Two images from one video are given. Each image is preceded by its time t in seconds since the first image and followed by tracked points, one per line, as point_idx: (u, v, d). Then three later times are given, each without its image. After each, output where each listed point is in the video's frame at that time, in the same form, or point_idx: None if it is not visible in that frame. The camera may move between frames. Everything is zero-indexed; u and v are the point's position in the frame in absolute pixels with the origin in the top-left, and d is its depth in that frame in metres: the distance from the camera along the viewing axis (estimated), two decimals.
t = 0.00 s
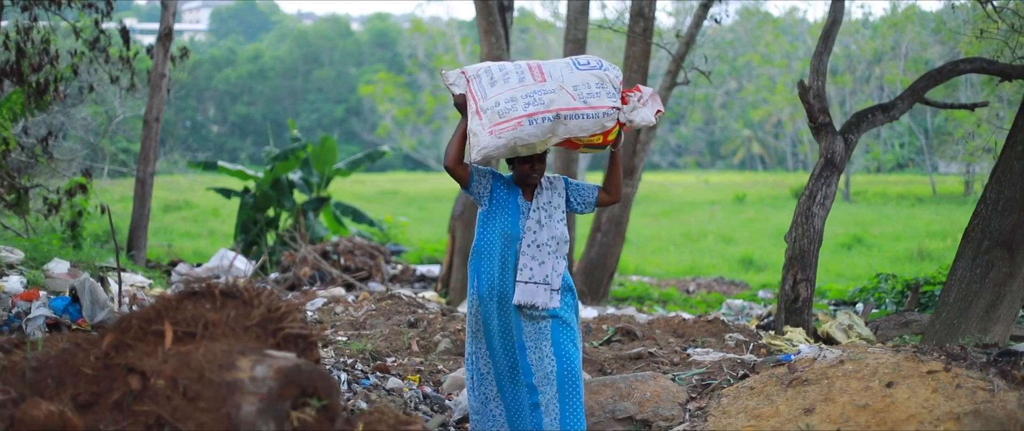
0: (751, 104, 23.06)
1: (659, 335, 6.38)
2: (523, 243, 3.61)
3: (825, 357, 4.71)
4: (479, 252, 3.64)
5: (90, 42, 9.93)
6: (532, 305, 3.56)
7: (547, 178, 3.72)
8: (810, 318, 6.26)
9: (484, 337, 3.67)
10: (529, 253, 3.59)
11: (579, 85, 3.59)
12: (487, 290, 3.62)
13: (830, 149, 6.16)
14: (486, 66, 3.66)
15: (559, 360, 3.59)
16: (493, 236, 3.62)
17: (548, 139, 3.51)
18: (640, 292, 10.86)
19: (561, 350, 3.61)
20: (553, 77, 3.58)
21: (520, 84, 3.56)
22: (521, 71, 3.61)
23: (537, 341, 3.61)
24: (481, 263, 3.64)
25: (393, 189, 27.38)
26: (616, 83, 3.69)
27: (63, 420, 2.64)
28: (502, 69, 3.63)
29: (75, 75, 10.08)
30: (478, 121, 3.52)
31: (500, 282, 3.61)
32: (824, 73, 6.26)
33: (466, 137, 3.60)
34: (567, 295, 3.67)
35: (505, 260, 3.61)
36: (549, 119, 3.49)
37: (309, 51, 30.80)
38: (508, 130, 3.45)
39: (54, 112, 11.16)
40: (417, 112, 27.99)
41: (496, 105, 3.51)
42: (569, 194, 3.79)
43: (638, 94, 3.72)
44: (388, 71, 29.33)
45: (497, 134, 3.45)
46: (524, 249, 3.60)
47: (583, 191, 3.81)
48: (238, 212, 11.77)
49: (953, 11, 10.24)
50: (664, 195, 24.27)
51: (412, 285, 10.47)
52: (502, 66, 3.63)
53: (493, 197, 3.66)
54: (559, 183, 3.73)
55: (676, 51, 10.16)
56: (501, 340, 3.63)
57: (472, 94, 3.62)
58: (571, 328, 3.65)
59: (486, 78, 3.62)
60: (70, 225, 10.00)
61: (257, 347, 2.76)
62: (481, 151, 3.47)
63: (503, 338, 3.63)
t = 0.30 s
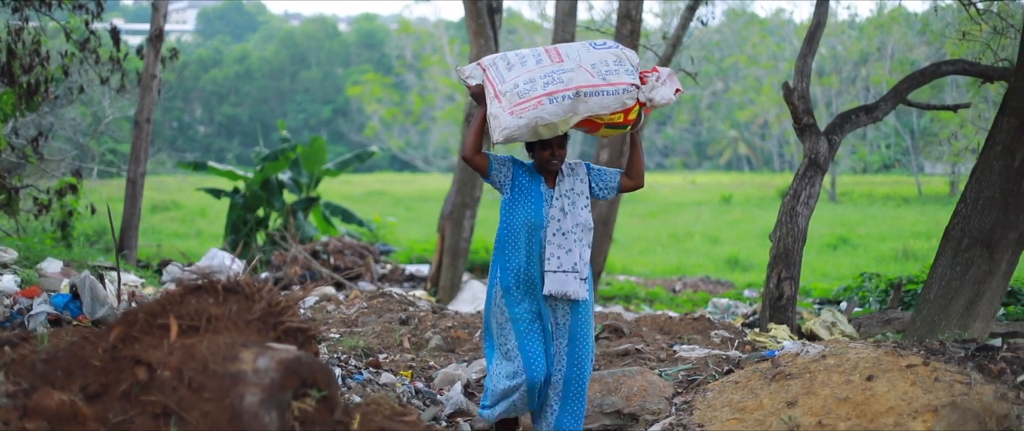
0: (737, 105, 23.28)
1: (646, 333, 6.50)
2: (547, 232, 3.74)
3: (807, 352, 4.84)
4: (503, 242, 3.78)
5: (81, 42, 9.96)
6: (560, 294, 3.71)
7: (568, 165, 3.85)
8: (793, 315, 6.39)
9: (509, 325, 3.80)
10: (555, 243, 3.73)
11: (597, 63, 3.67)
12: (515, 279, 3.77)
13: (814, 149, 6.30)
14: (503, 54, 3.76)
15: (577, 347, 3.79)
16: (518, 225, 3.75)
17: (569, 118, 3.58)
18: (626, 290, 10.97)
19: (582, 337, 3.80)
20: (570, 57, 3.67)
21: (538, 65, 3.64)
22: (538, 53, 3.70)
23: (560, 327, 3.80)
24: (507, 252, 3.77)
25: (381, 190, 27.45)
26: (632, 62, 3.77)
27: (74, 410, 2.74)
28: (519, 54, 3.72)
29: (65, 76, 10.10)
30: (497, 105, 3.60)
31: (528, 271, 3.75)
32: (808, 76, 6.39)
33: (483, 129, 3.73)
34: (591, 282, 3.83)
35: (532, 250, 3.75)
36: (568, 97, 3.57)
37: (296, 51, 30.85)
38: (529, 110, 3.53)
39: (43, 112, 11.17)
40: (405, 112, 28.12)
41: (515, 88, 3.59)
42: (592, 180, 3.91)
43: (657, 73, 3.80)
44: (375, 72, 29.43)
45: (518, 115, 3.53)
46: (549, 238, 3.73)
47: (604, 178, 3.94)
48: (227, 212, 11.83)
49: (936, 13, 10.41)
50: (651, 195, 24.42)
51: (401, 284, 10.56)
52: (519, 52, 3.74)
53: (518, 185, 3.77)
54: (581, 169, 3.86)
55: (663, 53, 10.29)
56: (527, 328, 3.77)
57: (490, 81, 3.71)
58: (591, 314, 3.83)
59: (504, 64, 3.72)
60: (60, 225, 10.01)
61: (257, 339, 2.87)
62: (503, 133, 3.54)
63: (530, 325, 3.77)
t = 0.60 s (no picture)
0: (715, 106, 23.50)
1: (625, 329, 6.63)
2: (552, 226, 3.77)
3: (782, 346, 4.99)
4: (507, 240, 3.78)
5: (63, 43, 9.96)
6: (567, 288, 3.77)
7: (568, 161, 3.89)
8: (769, 312, 6.54)
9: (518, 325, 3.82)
10: (559, 237, 3.76)
11: (587, 52, 3.73)
12: (521, 275, 3.78)
13: (790, 149, 6.44)
14: (495, 52, 3.84)
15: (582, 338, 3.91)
16: (524, 221, 3.76)
17: (560, 107, 3.61)
18: (606, 289, 11.10)
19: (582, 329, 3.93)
20: (559, 49, 3.73)
21: (529, 58, 3.70)
22: (529, 47, 3.76)
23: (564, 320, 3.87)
24: (514, 248, 3.78)
25: (360, 190, 27.46)
26: (625, 52, 3.82)
27: (77, 399, 2.82)
28: (510, 51, 3.79)
29: (48, 76, 10.09)
30: (489, 98, 3.67)
31: (534, 267, 3.77)
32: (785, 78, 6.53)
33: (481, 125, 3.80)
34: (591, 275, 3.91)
35: (538, 245, 3.77)
36: (558, 86, 3.61)
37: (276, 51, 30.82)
38: (519, 99, 3.58)
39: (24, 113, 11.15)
40: (384, 113, 28.12)
41: (506, 80, 3.66)
42: (591, 175, 3.93)
43: (651, 65, 3.87)
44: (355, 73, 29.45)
45: (508, 104, 3.59)
46: (554, 232, 3.76)
47: (603, 174, 3.97)
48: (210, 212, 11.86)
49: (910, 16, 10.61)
50: (630, 196, 24.60)
51: (383, 283, 10.64)
52: (511, 49, 3.81)
53: (521, 182, 3.79)
54: (581, 166, 3.91)
55: (642, 55, 10.43)
56: (540, 327, 3.79)
57: (483, 78, 3.78)
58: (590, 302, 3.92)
59: (496, 61, 3.79)
60: (43, 225, 10.01)
61: (252, 333, 2.99)
62: (495, 122, 3.60)
63: (542, 323, 3.80)
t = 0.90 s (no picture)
0: (691, 107, 23.74)
1: (602, 326, 6.77)
2: (545, 222, 3.74)
3: (754, 341, 5.14)
4: (500, 237, 3.77)
5: (41, 44, 9.96)
6: (560, 284, 3.69)
7: (563, 160, 3.87)
8: (743, 309, 6.70)
9: (507, 325, 3.78)
10: (552, 233, 3.73)
11: (582, 49, 3.75)
12: (512, 272, 3.74)
13: (764, 150, 6.58)
14: (490, 47, 3.84)
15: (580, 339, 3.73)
16: (516, 218, 3.75)
17: (555, 102, 3.62)
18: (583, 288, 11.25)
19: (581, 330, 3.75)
20: (556, 44, 3.74)
21: (525, 53, 3.71)
22: (524, 43, 3.78)
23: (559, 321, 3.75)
24: (506, 246, 3.76)
25: (338, 191, 27.49)
26: (621, 50, 3.86)
27: (79, 388, 2.95)
28: (506, 45, 3.80)
29: (27, 76, 10.08)
30: (484, 91, 3.67)
31: (526, 264, 3.73)
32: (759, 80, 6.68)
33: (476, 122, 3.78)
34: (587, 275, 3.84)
35: (530, 241, 3.74)
36: (553, 81, 3.62)
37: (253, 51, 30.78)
38: (514, 93, 3.59)
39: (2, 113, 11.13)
40: (362, 113, 28.11)
41: (502, 73, 3.66)
42: (585, 173, 3.90)
43: (647, 63, 3.90)
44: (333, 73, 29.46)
45: (503, 98, 3.59)
46: (547, 228, 3.73)
47: (598, 174, 3.92)
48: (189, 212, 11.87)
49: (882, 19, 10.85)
50: (607, 196, 24.79)
51: (362, 281, 10.72)
52: (506, 44, 3.82)
53: (513, 180, 3.79)
54: (576, 164, 3.89)
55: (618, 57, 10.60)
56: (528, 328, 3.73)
57: (479, 73, 3.78)
58: (587, 304, 3.81)
59: (492, 56, 3.79)
60: (22, 225, 10.00)
61: (245, 325, 3.10)
62: (490, 115, 3.60)
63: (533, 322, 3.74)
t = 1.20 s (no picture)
0: (665, 108, 23.97)
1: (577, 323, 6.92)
2: (542, 227, 3.78)
3: (726, 336, 5.30)
4: (500, 241, 3.84)
5: (19, 45, 9.95)
6: (555, 290, 3.75)
7: (564, 165, 3.88)
8: (715, 306, 6.88)
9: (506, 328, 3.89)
10: (549, 238, 3.76)
11: (583, 56, 3.79)
12: (509, 278, 3.82)
13: (736, 150, 6.75)
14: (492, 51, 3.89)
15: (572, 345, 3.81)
16: (513, 224, 3.81)
17: (555, 110, 3.67)
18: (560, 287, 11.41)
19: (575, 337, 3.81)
20: (557, 50, 3.79)
21: (526, 59, 3.76)
22: (526, 48, 3.83)
23: (554, 326, 3.81)
24: (503, 252, 3.83)
25: (314, 191, 27.49)
26: (623, 56, 3.89)
27: (78, 379, 3.04)
28: (508, 50, 3.86)
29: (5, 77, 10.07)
30: (484, 97, 3.73)
31: (522, 270, 3.79)
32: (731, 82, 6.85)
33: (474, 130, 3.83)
34: (586, 281, 3.85)
35: (527, 247, 3.79)
36: (554, 89, 3.67)
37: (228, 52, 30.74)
38: (514, 101, 3.64)
39: None
40: (337, 113, 28.11)
41: (503, 80, 3.72)
42: (586, 178, 3.92)
43: (649, 70, 3.89)
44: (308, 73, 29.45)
45: (502, 105, 3.64)
46: (543, 234, 3.77)
47: (599, 177, 3.93)
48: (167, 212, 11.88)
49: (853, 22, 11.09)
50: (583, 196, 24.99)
51: (340, 280, 10.80)
52: (508, 49, 3.87)
53: (512, 185, 3.83)
54: (577, 168, 3.88)
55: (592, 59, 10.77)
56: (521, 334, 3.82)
57: (480, 77, 3.84)
58: (584, 310, 3.85)
59: (493, 61, 3.85)
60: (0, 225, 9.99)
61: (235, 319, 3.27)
62: (489, 122, 3.66)
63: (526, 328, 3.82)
